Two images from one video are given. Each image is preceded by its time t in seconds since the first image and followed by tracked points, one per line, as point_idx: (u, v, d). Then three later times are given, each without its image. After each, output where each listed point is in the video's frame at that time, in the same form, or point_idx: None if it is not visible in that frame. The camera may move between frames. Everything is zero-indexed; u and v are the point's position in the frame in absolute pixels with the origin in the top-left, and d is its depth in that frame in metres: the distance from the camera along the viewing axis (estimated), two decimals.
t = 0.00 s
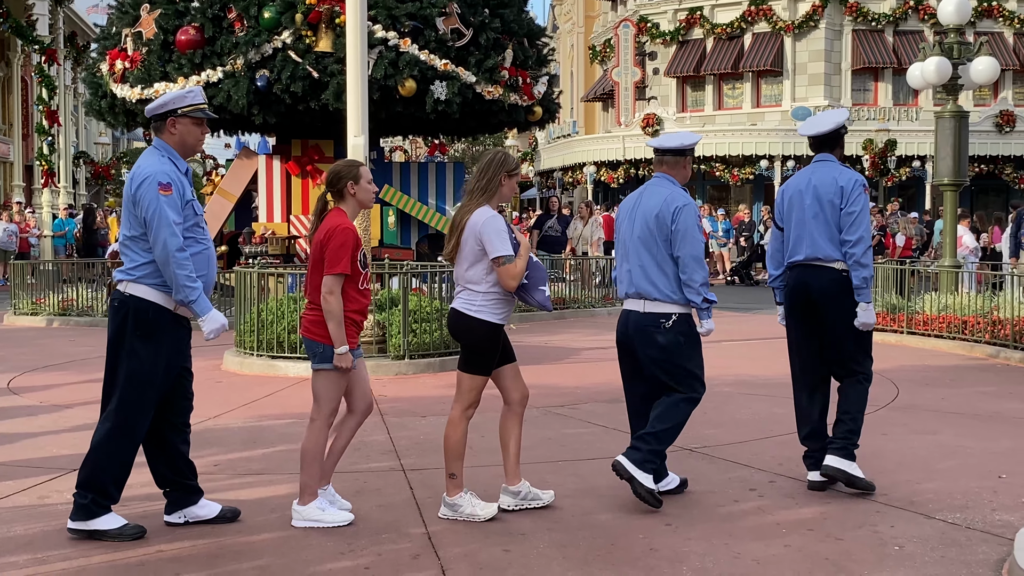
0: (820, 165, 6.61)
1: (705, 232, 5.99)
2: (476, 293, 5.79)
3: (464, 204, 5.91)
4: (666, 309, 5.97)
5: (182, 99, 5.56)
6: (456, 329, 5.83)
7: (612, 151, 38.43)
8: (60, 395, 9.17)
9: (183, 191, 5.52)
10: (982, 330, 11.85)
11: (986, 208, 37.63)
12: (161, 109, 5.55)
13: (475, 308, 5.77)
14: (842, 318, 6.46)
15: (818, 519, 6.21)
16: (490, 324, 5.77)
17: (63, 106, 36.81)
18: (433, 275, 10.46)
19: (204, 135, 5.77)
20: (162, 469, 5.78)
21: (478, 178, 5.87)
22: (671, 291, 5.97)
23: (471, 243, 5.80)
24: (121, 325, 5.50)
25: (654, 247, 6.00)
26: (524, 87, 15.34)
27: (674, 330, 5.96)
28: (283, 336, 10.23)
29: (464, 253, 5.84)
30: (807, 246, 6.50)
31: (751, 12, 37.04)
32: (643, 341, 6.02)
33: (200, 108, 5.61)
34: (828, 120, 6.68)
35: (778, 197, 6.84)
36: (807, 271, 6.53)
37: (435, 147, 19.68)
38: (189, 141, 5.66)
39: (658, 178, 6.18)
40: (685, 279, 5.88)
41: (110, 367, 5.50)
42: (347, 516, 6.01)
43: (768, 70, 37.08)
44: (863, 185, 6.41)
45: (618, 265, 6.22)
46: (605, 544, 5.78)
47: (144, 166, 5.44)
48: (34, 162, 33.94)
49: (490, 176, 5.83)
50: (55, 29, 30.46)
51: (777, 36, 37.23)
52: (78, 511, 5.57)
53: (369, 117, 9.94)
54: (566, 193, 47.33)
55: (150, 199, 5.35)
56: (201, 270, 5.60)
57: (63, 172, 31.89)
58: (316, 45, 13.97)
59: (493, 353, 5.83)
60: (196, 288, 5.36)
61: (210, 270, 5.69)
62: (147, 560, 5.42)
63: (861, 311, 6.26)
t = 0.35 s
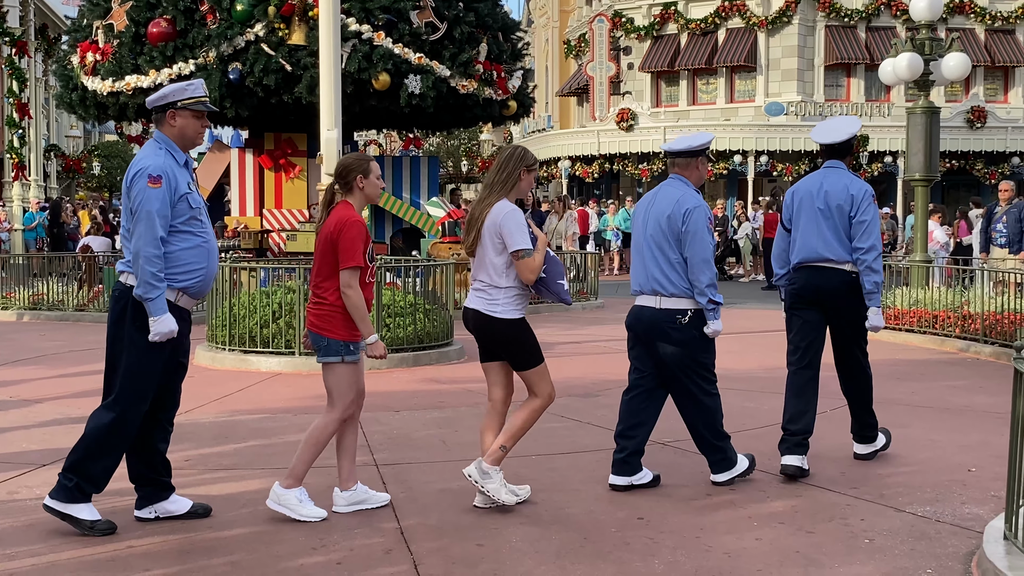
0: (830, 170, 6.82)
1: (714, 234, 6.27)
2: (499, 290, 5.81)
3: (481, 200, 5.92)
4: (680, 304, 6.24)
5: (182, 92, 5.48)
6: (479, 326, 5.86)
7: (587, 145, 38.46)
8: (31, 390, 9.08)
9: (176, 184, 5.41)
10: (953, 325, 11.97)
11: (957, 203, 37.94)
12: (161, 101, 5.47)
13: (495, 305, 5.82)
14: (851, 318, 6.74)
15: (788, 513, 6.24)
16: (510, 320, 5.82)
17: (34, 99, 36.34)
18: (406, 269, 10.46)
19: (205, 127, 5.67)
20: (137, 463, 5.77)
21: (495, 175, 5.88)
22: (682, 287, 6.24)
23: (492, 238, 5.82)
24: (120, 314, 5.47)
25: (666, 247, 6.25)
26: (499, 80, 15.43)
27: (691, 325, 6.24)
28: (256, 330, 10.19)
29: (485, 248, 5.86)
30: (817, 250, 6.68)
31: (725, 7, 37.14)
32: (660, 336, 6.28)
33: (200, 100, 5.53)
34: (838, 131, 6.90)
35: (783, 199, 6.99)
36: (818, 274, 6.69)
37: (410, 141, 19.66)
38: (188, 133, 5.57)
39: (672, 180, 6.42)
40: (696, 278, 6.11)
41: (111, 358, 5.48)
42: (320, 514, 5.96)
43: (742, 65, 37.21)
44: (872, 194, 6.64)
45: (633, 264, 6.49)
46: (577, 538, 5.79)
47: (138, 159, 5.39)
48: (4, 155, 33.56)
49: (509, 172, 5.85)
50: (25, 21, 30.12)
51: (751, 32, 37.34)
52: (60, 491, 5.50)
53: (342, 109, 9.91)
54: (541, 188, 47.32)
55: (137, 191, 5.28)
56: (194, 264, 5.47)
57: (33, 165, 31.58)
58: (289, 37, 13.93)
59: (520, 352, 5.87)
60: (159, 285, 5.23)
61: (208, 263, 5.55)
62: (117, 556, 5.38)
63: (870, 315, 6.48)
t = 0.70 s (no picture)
0: (840, 160, 7.41)
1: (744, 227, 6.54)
2: (544, 280, 5.79)
3: (515, 195, 5.88)
4: (709, 295, 6.46)
5: (192, 89, 5.54)
6: (520, 316, 5.81)
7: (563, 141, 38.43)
8: None
9: (173, 181, 5.45)
10: (924, 322, 12.04)
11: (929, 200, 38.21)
12: (169, 98, 5.53)
13: (540, 295, 5.80)
14: (858, 300, 7.22)
15: (761, 508, 6.25)
16: (556, 310, 5.81)
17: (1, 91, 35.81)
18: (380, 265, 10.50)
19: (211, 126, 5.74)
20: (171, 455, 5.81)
21: (530, 171, 5.89)
22: (715, 277, 6.47)
23: (535, 228, 5.80)
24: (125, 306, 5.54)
25: (701, 239, 6.46)
26: (473, 76, 15.42)
27: (717, 313, 6.48)
28: (228, 326, 10.18)
29: (528, 239, 5.82)
30: (833, 234, 7.24)
31: (700, 5, 37.24)
32: (688, 323, 6.50)
33: (209, 99, 5.59)
34: (845, 119, 7.56)
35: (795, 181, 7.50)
36: (833, 256, 7.23)
37: (386, 137, 19.66)
38: (195, 131, 5.64)
39: (696, 173, 6.63)
40: (733, 269, 6.39)
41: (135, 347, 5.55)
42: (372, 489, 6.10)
43: (717, 62, 37.27)
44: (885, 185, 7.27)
45: (658, 254, 6.65)
46: (550, 534, 5.78)
47: (139, 156, 5.47)
48: None
49: (547, 168, 5.86)
50: None
51: (726, 29, 37.41)
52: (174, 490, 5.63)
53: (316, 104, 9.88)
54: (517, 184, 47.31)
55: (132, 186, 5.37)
56: (187, 260, 5.49)
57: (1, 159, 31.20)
58: (263, 32, 13.92)
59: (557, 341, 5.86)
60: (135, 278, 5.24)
61: (206, 261, 5.57)
62: (86, 553, 5.33)
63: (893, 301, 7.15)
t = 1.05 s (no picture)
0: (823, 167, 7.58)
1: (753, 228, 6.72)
2: (585, 286, 6.03)
3: (547, 204, 6.09)
4: (718, 293, 6.57)
5: (216, 86, 5.45)
6: (562, 320, 6.02)
7: (538, 139, 38.44)
8: None
9: (208, 177, 5.36)
10: (896, 320, 12.11)
11: (902, 198, 38.51)
12: (195, 93, 5.44)
13: (583, 298, 6.02)
14: (843, 297, 7.38)
15: (733, 505, 6.28)
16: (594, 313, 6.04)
17: None
18: (355, 263, 10.51)
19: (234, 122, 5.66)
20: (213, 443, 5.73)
21: (556, 180, 6.11)
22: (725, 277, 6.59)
23: (573, 233, 6.04)
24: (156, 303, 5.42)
25: (714, 239, 6.59)
26: (448, 73, 15.38)
27: (728, 310, 6.60)
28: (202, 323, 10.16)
29: (567, 245, 6.04)
30: (818, 235, 7.36)
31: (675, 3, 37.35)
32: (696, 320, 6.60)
33: (233, 96, 5.51)
34: (825, 130, 7.68)
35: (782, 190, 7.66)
36: (818, 260, 7.36)
37: (361, 134, 19.65)
38: (220, 127, 5.54)
39: (703, 178, 6.78)
40: (747, 267, 6.55)
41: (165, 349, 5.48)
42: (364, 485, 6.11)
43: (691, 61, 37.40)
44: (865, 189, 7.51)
45: (667, 256, 6.74)
46: (523, 531, 5.78)
47: (169, 150, 5.32)
48: None
49: (572, 175, 6.09)
50: None
51: (700, 28, 37.52)
52: (195, 497, 5.68)
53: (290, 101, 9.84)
54: (492, 181, 47.31)
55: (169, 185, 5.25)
56: (223, 257, 5.43)
57: None
58: (236, 27, 13.84)
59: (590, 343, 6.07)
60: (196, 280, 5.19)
61: (238, 256, 5.54)
62: (57, 551, 5.29)
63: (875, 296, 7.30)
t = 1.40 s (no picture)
0: (801, 158, 7.94)
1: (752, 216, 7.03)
2: (608, 272, 6.24)
3: (573, 193, 6.31)
4: (725, 282, 6.93)
5: (245, 80, 5.65)
6: (590, 310, 6.23)
7: (514, 137, 38.38)
8: None
9: (242, 172, 5.60)
10: (869, 318, 12.17)
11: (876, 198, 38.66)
12: (223, 88, 5.61)
13: (608, 287, 6.23)
14: (824, 284, 7.83)
15: (706, 502, 6.29)
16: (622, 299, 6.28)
17: None
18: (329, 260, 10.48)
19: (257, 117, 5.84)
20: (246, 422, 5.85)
21: (580, 170, 6.33)
22: (727, 264, 6.93)
23: (596, 221, 6.24)
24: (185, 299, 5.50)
25: (714, 229, 6.94)
26: (424, 70, 15.34)
27: (734, 298, 6.96)
28: (173, 320, 10.10)
29: (590, 233, 6.24)
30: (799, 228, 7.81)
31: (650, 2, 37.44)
32: (705, 308, 6.95)
33: (258, 89, 5.71)
34: (802, 121, 8.06)
35: (763, 183, 8.06)
36: (800, 248, 7.80)
37: (336, 130, 19.57)
38: (246, 122, 5.73)
39: (701, 169, 7.09)
40: (745, 254, 6.90)
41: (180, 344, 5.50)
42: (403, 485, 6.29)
43: (666, 60, 37.48)
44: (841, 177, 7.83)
45: (672, 248, 7.11)
46: (497, 529, 5.77)
47: (203, 144, 5.49)
48: None
49: (597, 164, 6.29)
50: None
51: (676, 27, 37.61)
52: (167, 493, 5.64)
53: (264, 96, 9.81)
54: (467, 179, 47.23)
55: (211, 178, 5.42)
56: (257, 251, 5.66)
57: None
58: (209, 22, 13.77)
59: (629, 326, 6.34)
60: (256, 267, 5.46)
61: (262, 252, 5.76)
62: (27, 549, 5.25)
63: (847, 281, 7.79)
